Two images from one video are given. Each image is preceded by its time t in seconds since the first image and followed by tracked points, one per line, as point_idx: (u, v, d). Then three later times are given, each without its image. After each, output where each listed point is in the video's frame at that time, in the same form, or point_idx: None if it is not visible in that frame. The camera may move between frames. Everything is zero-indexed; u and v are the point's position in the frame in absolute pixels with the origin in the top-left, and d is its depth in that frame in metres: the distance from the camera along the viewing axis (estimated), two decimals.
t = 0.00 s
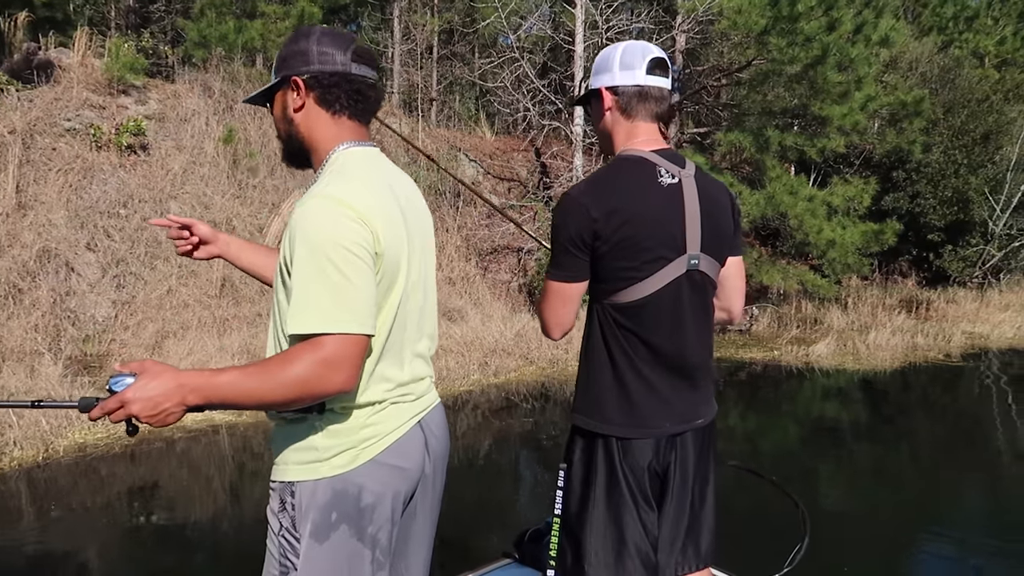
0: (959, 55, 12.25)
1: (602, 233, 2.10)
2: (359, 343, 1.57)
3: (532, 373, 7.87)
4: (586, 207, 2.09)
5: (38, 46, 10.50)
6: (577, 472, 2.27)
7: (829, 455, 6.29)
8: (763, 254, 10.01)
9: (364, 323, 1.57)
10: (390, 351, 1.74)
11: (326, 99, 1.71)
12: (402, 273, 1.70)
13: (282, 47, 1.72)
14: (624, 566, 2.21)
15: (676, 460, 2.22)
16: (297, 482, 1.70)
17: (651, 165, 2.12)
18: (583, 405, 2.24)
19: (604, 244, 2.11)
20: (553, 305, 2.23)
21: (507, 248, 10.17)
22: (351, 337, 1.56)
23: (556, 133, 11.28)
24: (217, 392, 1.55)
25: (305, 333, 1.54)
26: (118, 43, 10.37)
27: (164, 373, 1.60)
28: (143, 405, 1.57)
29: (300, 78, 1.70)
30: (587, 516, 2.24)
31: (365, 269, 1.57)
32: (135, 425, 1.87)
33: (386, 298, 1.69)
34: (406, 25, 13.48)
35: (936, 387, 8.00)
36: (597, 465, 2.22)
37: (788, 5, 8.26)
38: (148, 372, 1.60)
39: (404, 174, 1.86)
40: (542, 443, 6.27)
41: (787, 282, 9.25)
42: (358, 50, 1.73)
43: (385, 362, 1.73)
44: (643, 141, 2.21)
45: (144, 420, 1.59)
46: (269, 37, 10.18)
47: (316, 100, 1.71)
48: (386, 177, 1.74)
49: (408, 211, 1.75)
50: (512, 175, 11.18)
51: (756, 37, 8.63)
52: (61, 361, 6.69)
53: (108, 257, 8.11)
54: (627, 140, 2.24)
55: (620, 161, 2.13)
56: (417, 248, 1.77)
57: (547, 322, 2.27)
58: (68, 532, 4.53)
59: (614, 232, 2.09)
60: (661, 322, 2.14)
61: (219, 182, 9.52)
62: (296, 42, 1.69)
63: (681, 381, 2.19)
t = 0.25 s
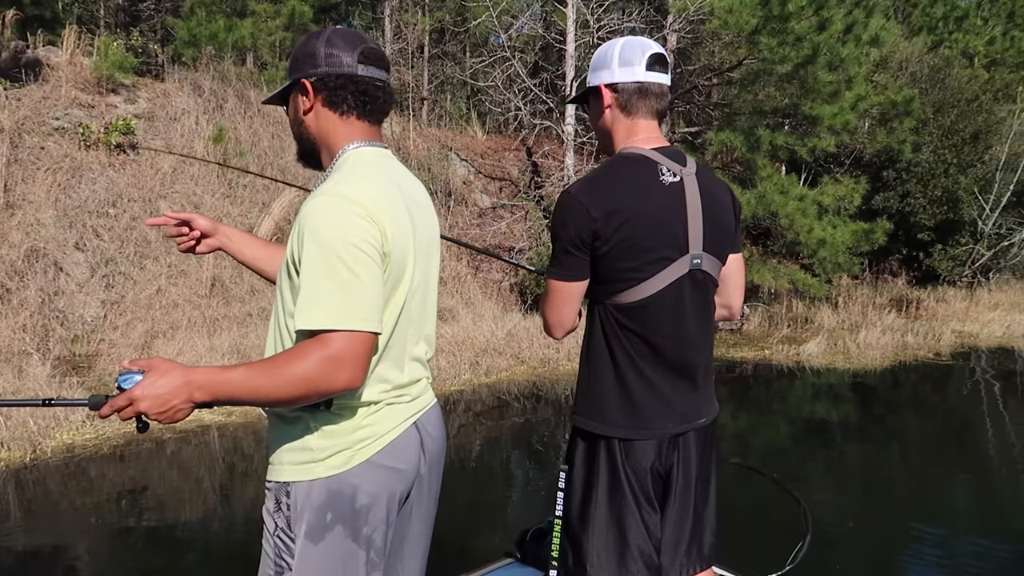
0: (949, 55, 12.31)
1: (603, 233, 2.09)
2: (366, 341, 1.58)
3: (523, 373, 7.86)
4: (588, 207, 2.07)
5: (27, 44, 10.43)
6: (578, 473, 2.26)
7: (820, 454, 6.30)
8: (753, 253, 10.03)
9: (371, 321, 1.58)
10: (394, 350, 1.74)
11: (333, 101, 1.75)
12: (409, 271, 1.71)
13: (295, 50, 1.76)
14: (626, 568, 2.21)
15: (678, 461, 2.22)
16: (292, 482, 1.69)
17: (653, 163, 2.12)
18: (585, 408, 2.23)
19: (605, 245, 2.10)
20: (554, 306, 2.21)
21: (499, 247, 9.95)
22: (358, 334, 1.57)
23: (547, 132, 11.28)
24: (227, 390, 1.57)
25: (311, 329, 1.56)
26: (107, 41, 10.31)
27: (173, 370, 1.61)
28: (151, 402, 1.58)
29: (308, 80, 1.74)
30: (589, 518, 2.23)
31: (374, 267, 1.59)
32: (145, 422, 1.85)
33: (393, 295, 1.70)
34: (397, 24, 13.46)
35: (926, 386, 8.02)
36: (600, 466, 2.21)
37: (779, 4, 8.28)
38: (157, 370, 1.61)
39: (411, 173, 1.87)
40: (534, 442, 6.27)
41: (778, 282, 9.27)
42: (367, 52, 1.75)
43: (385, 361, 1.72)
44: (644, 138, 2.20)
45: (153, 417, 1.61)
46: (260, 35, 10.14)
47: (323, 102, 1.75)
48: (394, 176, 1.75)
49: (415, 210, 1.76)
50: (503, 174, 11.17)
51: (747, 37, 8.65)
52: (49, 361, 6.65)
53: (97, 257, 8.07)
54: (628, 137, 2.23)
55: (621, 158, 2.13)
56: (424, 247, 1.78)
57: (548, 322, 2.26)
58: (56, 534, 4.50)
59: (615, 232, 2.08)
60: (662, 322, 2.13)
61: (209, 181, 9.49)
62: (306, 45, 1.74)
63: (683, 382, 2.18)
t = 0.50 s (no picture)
0: (938, 53, 12.36)
1: (607, 233, 2.08)
2: (362, 344, 1.58)
3: (514, 372, 7.85)
4: (591, 207, 2.06)
5: (15, 43, 10.37)
6: (580, 474, 2.26)
7: (811, 451, 6.31)
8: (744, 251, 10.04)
9: (368, 323, 1.57)
10: (393, 350, 1.74)
11: (330, 101, 1.74)
12: (407, 273, 1.70)
13: (298, 50, 1.77)
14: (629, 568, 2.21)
15: (681, 462, 2.21)
16: (291, 483, 1.68)
17: (655, 162, 2.11)
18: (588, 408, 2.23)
19: (608, 244, 2.10)
20: (557, 307, 2.21)
21: (490, 247, 10.02)
22: (355, 337, 1.56)
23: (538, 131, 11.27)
24: (220, 389, 1.55)
25: (308, 330, 1.55)
26: (96, 39, 10.26)
27: (168, 368, 1.60)
28: (147, 400, 1.57)
29: (307, 81, 1.74)
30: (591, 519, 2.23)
31: (373, 269, 1.58)
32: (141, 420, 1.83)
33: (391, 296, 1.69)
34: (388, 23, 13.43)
35: (916, 383, 8.05)
36: (602, 468, 2.21)
37: (769, 3, 8.31)
38: (153, 368, 1.60)
39: (411, 173, 1.86)
40: (526, 441, 6.26)
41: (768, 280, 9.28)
42: (366, 52, 1.73)
43: (385, 361, 1.72)
44: (646, 137, 2.20)
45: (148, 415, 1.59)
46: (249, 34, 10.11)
47: (321, 102, 1.74)
48: (394, 176, 1.74)
49: (415, 211, 1.75)
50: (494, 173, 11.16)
51: (738, 36, 8.66)
52: (37, 361, 6.61)
53: (86, 256, 8.03)
54: (630, 137, 2.22)
55: (624, 158, 2.12)
56: (423, 248, 1.77)
57: (551, 322, 2.24)
58: (46, 535, 4.47)
59: (619, 231, 2.08)
60: (664, 321, 2.12)
61: (199, 180, 9.45)
62: (306, 45, 1.73)
63: (683, 381, 2.18)
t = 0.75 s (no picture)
0: (933, 51, 12.39)
1: (614, 233, 2.07)
2: (361, 346, 1.57)
3: (511, 371, 7.84)
4: (598, 207, 2.05)
5: (8, 44, 10.33)
6: (585, 475, 2.25)
7: (808, 449, 6.31)
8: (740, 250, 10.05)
9: (366, 325, 1.56)
10: (393, 351, 1.73)
11: (318, 103, 1.73)
12: (405, 273, 1.69)
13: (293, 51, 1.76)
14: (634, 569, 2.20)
15: (687, 462, 2.20)
16: (294, 483, 1.67)
17: (660, 162, 2.11)
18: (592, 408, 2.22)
19: (615, 245, 2.09)
20: (561, 307, 2.20)
21: (487, 246, 10.13)
22: (353, 339, 1.55)
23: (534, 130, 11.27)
24: (218, 394, 1.55)
25: (307, 333, 1.54)
26: (89, 40, 10.22)
27: (169, 372, 1.60)
28: (147, 405, 1.57)
29: (297, 82, 1.74)
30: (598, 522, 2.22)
31: (370, 271, 1.57)
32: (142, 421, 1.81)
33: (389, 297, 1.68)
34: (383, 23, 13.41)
35: (913, 380, 8.05)
36: (608, 469, 2.20)
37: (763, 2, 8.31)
38: (153, 372, 1.60)
39: (407, 172, 1.85)
40: (523, 441, 6.25)
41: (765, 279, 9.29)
42: (355, 50, 1.71)
43: (386, 361, 1.71)
44: (651, 137, 2.19)
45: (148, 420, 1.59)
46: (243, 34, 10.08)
47: (311, 104, 1.74)
48: (390, 175, 1.72)
49: (411, 209, 1.74)
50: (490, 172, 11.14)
51: (733, 34, 8.66)
52: (32, 363, 6.58)
53: (81, 258, 8.00)
54: (634, 137, 2.21)
55: (631, 157, 2.11)
56: (420, 247, 1.76)
57: (556, 321, 2.23)
58: (42, 538, 4.45)
59: (626, 232, 2.07)
60: (670, 321, 2.11)
61: (193, 180, 9.43)
62: (297, 46, 1.73)
63: (688, 381, 2.17)
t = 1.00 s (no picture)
0: (928, 50, 12.43)
1: (624, 231, 2.05)
2: (353, 347, 1.56)
3: (505, 370, 7.83)
4: (608, 203, 2.04)
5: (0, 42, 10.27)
6: (588, 474, 2.24)
7: (803, 447, 6.32)
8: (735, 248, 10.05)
9: (359, 326, 1.55)
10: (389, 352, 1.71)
11: (310, 101, 1.72)
12: (400, 273, 1.67)
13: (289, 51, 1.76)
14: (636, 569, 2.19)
15: (688, 461, 2.20)
16: (291, 483, 1.66)
17: (669, 162, 2.10)
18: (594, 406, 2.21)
19: (624, 242, 2.06)
20: (562, 304, 2.16)
21: (481, 245, 10.12)
22: (346, 340, 1.54)
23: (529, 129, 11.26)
24: (211, 395, 1.54)
25: (298, 334, 1.52)
26: (82, 38, 10.17)
27: (160, 373, 1.58)
28: (139, 407, 1.56)
29: (290, 82, 1.73)
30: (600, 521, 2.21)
31: (362, 272, 1.55)
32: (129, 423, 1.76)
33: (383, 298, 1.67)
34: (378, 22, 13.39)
35: (907, 378, 8.07)
36: (610, 468, 2.19)
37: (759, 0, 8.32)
38: (144, 373, 1.59)
39: (405, 171, 1.83)
40: (518, 440, 6.24)
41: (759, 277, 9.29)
42: (346, 47, 1.70)
43: (383, 362, 1.70)
44: (657, 136, 2.18)
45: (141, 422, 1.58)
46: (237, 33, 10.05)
47: (303, 102, 1.73)
48: (385, 174, 1.71)
49: (406, 209, 1.72)
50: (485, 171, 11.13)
51: (728, 31, 8.66)
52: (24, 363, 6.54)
53: (74, 257, 7.97)
54: (641, 136, 2.20)
55: (640, 156, 2.10)
56: (416, 246, 1.74)
57: (553, 321, 2.19)
58: (34, 537, 4.42)
59: (635, 230, 2.05)
60: (674, 320, 2.11)
61: (187, 179, 9.39)
62: (291, 46, 1.73)
63: (689, 379, 2.16)
